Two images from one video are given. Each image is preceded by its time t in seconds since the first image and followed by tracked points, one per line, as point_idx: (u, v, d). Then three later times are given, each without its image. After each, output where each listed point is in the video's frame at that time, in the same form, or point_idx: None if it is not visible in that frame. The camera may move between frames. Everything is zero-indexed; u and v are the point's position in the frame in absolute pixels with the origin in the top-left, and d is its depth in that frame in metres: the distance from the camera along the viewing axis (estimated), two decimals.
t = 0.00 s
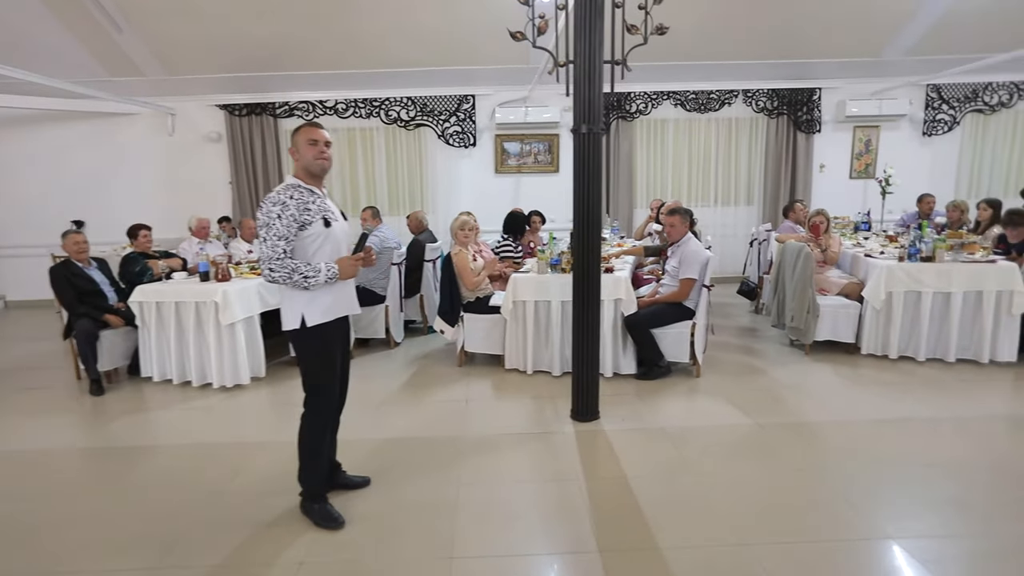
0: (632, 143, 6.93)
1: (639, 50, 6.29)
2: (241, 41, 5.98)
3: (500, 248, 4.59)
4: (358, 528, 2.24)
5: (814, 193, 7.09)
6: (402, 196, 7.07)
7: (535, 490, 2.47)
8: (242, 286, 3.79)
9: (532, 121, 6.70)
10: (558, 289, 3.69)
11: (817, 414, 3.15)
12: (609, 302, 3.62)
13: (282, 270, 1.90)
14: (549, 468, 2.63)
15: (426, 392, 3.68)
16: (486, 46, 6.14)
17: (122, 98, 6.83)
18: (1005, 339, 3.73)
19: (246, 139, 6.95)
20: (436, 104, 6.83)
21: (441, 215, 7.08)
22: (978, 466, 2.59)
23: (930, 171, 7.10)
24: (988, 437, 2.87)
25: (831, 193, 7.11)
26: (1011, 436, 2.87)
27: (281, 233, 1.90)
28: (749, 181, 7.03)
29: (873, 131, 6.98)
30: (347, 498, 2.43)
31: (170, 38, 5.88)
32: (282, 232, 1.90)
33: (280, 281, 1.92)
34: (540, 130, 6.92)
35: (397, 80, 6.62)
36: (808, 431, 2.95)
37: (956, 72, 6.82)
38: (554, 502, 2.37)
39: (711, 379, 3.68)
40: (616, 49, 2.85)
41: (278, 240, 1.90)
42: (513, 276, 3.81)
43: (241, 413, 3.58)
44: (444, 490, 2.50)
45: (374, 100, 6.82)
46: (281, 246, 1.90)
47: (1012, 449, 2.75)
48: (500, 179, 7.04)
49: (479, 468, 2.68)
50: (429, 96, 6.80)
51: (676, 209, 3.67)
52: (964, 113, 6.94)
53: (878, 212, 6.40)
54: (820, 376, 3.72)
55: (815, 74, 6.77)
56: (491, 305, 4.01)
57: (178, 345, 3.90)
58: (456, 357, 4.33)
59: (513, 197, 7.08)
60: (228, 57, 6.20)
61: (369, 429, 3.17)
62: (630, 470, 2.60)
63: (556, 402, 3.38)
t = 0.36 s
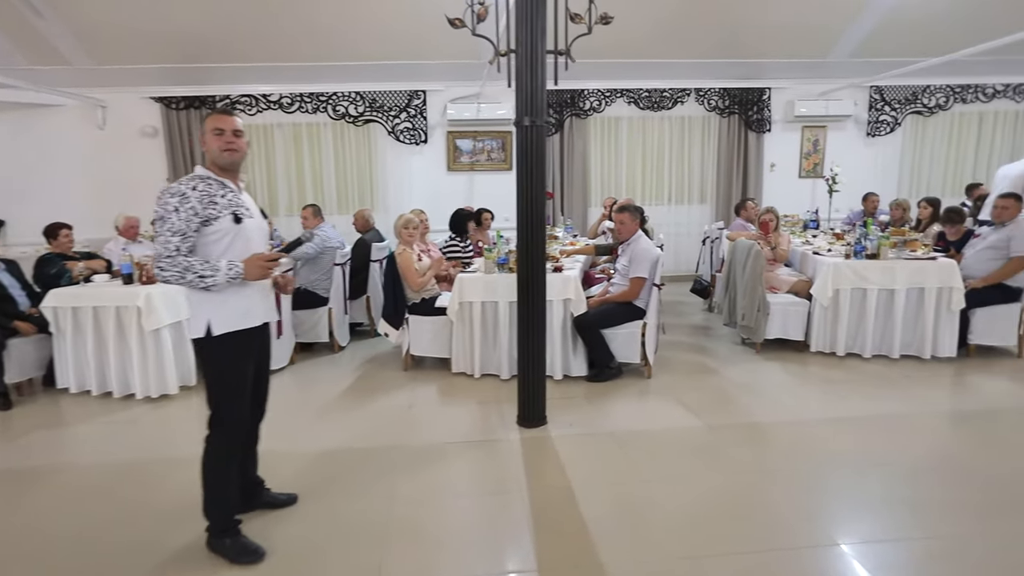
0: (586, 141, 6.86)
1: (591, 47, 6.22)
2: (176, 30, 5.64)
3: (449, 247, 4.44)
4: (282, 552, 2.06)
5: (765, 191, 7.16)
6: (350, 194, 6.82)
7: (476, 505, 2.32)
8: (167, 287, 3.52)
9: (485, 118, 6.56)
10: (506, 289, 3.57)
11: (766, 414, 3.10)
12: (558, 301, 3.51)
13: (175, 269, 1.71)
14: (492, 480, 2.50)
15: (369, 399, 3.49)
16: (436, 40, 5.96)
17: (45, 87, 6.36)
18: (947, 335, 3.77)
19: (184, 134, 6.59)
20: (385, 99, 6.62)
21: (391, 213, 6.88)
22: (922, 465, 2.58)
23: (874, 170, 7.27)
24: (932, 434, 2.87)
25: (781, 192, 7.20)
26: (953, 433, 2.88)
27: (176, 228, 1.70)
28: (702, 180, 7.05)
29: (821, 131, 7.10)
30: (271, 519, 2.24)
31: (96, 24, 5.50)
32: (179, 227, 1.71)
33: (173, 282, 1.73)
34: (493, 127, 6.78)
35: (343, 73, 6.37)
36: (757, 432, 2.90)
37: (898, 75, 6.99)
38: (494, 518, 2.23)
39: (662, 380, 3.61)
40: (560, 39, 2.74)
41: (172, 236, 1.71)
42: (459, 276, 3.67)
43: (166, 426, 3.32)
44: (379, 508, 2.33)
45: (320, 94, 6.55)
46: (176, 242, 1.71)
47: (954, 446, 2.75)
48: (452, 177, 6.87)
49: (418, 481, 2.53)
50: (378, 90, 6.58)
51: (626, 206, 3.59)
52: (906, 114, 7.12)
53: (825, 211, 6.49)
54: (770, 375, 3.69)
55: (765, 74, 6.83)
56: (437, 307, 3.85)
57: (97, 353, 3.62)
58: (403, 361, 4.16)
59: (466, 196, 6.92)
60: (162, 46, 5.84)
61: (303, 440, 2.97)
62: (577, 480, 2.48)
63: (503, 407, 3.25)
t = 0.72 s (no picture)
0: (543, 139, 6.75)
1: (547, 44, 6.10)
2: (105, 18, 5.26)
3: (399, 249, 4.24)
4: None
5: (722, 189, 7.17)
6: (299, 193, 6.53)
7: (417, 527, 2.17)
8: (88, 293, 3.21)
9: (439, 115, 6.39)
10: (455, 292, 3.41)
11: (724, 418, 3.02)
12: (510, 305, 3.37)
13: (43, 288, 1.54)
14: (434, 499, 2.34)
15: (311, 412, 3.27)
16: (387, 33, 5.74)
17: None
18: (899, 333, 3.77)
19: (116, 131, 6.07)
20: (335, 95, 6.36)
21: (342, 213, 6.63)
22: (878, 470, 2.53)
23: (826, 169, 7.36)
24: (887, 436, 2.83)
25: (737, 191, 7.22)
26: (908, 435, 2.85)
27: (43, 241, 1.54)
28: (659, 179, 7.02)
29: (775, 131, 7.15)
30: (188, 552, 2.03)
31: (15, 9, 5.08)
32: (46, 239, 1.54)
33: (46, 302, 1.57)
34: (448, 124, 6.61)
35: (290, 67, 6.09)
36: (714, 438, 2.81)
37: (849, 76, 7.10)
38: (434, 542, 2.07)
39: (619, 385, 3.50)
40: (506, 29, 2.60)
41: (39, 250, 1.54)
42: (405, 279, 3.50)
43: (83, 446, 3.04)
44: (309, 533, 2.15)
45: (266, 89, 6.24)
46: (43, 257, 1.54)
47: (909, 448, 2.72)
48: (406, 176, 6.66)
49: (355, 502, 2.35)
50: (327, 86, 6.31)
51: (579, 205, 3.47)
52: (855, 115, 7.23)
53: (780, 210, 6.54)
54: (728, 376, 3.62)
55: (720, 73, 6.84)
56: (384, 312, 3.66)
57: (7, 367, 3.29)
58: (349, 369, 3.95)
59: (420, 195, 6.72)
60: (90, 35, 5.44)
61: (234, 459, 2.75)
62: (527, 496, 2.35)
63: (453, 417, 3.08)
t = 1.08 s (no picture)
0: (525, 137, 6.57)
1: (528, 38, 5.92)
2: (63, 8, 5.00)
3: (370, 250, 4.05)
4: None
5: (708, 189, 7.03)
6: (272, 192, 6.30)
7: (371, 554, 1.99)
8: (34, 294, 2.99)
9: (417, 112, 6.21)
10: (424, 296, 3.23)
11: (707, 429, 2.86)
12: (483, 310, 3.19)
13: None
14: (390, 524, 2.15)
15: (271, 424, 3.08)
16: (362, 27, 5.53)
17: None
18: (888, 338, 3.64)
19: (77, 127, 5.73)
20: (309, 91, 6.14)
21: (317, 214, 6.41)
22: (868, 485, 2.38)
23: (813, 169, 7.25)
24: (876, 447, 2.69)
25: (722, 190, 7.09)
26: (898, 445, 2.71)
27: None
28: (644, 178, 6.87)
29: (761, 129, 7.02)
30: None
31: None
32: None
33: None
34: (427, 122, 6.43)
35: (261, 61, 5.86)
36: (696, 451, 2.65)
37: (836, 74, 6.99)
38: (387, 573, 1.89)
39: (598, 393, 3.33)
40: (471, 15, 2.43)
41: None
42: (373, 282, 3.31)
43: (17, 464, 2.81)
44: (250, 564, 1.96)
45: (237, 83, 6.00)
46: None
47: (900, 461, 2.58)
48: (383, 175, 6.46)
49: (304, 528, 2.15)
50: (301, 81, 6.09)
51: (556, 204, 3.30)
52: (842, 113, 7.12)
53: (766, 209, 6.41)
54: (712, 383, 3.46)
55: (706, 70, 6.69)
56: (351, 317, 3.47)
57: None
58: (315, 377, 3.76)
59: (398, 195, 6.53)
60: (48, 26, 5.17)
61: (179, 478, 2.54)
62: (493, 518, 2.17)
63: (419, 430, 2.90)
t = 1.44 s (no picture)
0: (517, 135, 6.40)
1: (519, 33, 5.76)
2: None
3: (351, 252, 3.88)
4: None
5: (704, 189, 6.87)
6: (257, 192, 6.12)
7: None
8: None
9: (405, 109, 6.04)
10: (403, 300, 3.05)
11: (704, 441, 2.68)
12: (466, 315, 3.02)
13: None
14: (358, 550, 1.97)
15: (240, 435, 2.89)
16: (348, 20, 5.35)
17: None
18: (893, 344, 3.47)
19: (53, 124, 5.53)
20: (294, 87, 5.96)
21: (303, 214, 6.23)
22: (878, 504, 2.20)
23: (812, 169, 7.10)
24: (883, 460, 2.52)
25: (719, 190, 6.93)
26: (907, 458, 2.54)
27: None
28: (639, 178, 6.70)
29: (759, 127, 6.86)
30: None
31: None
32: None
33: None
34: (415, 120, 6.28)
35: (244, 56, 5.68)
36: (692, 466, 2.47)
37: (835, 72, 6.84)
38: None
39: (588, 402, 3.15)
40: None
41: None
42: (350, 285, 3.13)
43: None
44: None
45: (219, 79, 5.81)
46: None
47: (911, 475, 2.40)
48: (372, 174, 6.29)
49: (264, 555, 1.97)
50: (286, 77, 5.91)
51: (544, 203, 3.11)
52: (841, 112, 6.97)
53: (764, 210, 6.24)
54: (709, 391, 3.29)
55: (702, 67, 6.53)
56: (327, 322, 3.29)
57: None
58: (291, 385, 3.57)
59: (386, 194, 6.36)
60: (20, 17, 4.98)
61: (134, 498, 2.35)
62: (472, 542, 1.99)
63: (396, 443, 2.72)
